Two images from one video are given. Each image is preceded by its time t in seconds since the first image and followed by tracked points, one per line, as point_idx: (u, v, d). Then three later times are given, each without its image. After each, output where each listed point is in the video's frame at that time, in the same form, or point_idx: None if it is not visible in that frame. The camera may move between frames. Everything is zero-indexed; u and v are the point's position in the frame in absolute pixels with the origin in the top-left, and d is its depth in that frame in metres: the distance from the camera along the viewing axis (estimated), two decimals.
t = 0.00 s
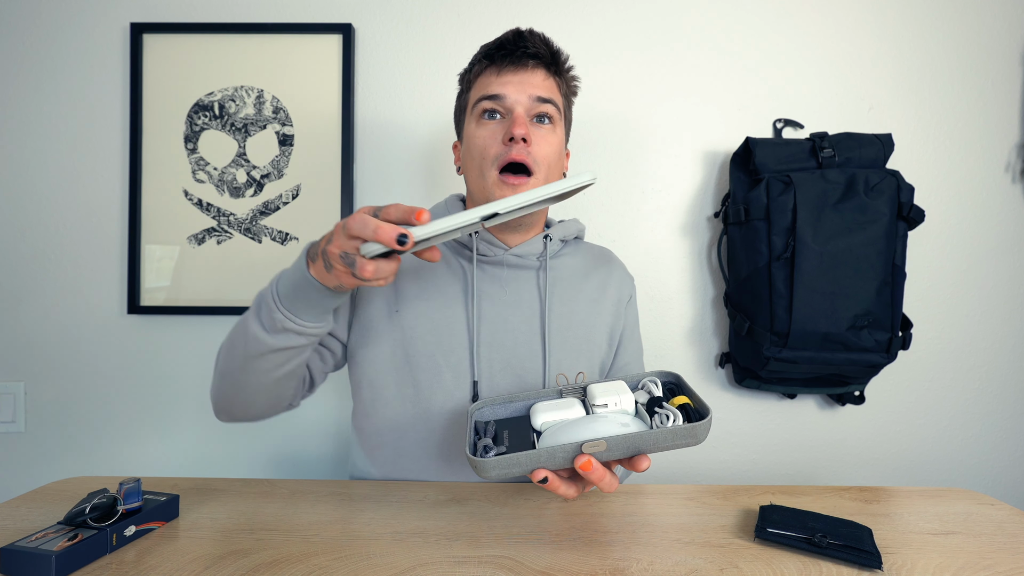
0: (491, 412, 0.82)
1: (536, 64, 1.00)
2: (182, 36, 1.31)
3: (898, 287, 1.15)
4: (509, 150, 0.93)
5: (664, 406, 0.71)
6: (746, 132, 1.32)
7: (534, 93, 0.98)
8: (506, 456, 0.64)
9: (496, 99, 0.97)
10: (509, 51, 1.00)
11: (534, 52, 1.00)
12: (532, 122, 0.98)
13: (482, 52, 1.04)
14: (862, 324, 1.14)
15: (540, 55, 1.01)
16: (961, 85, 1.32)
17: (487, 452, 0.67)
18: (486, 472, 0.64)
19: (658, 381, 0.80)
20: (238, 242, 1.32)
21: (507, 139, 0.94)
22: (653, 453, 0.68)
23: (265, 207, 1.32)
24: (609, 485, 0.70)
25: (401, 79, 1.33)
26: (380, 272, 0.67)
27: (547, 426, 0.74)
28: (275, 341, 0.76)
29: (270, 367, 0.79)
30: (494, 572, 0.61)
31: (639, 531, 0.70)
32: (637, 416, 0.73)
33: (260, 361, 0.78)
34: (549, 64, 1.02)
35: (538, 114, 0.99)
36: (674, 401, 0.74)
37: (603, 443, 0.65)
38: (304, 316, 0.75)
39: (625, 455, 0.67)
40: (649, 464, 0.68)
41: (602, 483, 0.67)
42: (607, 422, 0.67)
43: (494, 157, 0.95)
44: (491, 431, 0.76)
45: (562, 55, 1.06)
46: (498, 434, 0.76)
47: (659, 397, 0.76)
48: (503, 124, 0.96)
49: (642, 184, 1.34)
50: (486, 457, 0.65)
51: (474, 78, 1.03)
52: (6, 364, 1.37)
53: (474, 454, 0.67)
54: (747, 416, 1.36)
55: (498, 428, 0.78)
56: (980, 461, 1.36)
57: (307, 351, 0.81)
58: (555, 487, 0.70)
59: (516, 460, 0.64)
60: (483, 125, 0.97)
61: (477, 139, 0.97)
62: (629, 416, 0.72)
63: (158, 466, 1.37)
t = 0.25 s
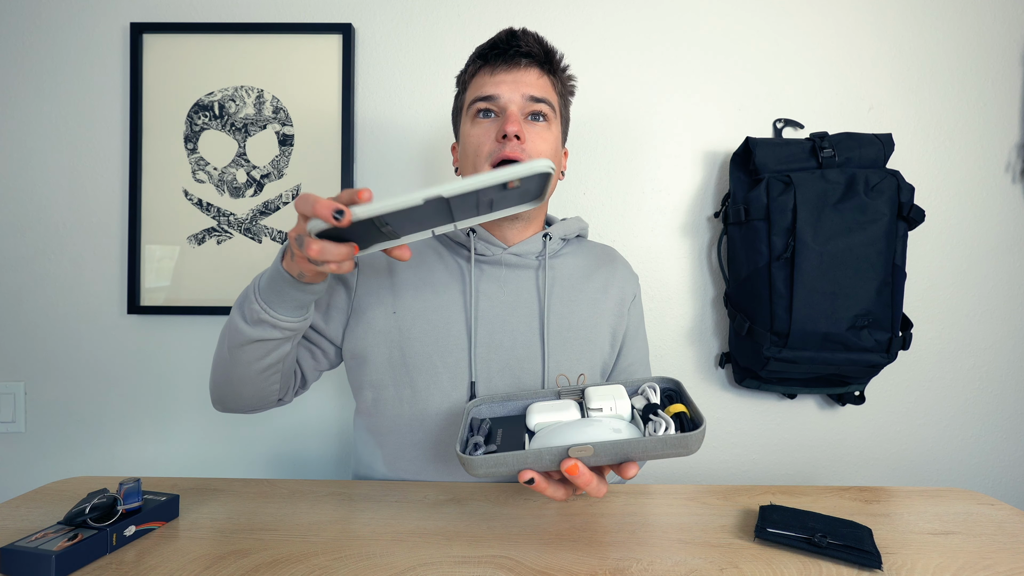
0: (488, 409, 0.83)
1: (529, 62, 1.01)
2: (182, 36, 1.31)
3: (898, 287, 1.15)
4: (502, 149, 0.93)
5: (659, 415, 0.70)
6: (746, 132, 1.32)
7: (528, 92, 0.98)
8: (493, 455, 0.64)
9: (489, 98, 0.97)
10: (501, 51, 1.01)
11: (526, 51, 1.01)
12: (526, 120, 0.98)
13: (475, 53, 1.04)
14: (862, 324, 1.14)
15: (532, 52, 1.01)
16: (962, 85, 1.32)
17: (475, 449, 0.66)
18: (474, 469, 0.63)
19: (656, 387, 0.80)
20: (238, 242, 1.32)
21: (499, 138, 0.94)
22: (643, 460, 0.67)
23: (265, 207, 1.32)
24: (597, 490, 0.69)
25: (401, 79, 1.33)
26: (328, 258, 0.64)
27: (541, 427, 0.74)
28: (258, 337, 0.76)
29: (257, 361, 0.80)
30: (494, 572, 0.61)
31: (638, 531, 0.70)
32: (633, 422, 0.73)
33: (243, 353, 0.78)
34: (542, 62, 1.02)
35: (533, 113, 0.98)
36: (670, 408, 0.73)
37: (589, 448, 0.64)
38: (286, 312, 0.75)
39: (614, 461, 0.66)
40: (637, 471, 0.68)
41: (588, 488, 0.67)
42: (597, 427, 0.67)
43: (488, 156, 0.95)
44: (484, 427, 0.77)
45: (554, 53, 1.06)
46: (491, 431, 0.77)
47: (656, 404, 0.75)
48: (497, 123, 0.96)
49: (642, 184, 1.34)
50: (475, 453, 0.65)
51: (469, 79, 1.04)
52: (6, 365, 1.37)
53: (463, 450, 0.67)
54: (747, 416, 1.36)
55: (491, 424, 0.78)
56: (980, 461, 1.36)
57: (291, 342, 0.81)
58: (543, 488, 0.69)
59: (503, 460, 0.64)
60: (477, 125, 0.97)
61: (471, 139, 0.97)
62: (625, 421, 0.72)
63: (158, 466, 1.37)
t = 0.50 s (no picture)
0: (493, 401, 0.83)
1: (536, 66, 1.00)
2: (182, 36, 1.31)
3: (898, 287, 1.15)
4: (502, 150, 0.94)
5: (661, 420, 0.70)
6: (746, 132, 1.32)
7: (531, 96, 0.98)
8: (491, 443, 0.64)
9: (493, 99, 0.98)
10: (508, 51, 1.01)
11: (534, 54, 1.00)
12: (528, 123, 0.98)
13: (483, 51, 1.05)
14: (861, 324, 1.14)
15: (540, 56, 1.01)
16: (962, 85, 1.32)
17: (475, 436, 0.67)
18: (471, 455, 0.65)
19: (661, 393, 0.79)
20: (238, 242, 1.32)
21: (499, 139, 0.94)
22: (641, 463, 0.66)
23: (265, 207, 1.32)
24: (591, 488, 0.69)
25: (401, 79, 1.33)
26: (281, 214, 0.71)
27: (542, 422, 0.74)
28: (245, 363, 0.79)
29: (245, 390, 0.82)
30: (494, 572, 0.61)
31: (638, 531, 0.70)
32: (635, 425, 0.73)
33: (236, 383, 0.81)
34: (549, 67, 1.02)
35: (535, 117, 0.99)
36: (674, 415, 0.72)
37: (586, 445, 0.64)
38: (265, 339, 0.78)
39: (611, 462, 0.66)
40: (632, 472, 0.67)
41: (582, 485, 0.67)
42: (597, 427, 0.67)
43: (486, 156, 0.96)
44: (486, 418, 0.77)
45: (564, 62, 1.06)
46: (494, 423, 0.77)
47: (660, 409, 0.74)
48: (499, 124, 0.97)
49: (642, 185, 1.34)
50: (473, 441, 0.66)
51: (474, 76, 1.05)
52: (6, 364, 1.37)
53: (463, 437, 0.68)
54: (747, 416, 1.36)
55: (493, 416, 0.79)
56: (980, 461, 1.36)
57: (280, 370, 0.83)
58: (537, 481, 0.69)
59: (501, 449, 0.64)
60: (480, 124, 0.98)
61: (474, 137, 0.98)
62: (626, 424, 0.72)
63: (158, 466, 1.37)
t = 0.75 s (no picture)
0: (503, 394, 0.84)
1: (535, 80, 1.00)
2: (181, 36, 1.31)
3: (898, 287, 1.15)
4: (501, 167, 0.95)
5: (667, 428, 0.70)
6: (746, 132, 1.32)
7: (531, 112, 0.99)
8: (495, 431, 0.66)
9: (491, 113, 0.98)
10: (507, 63, 1.00)
11: (534, 67, 1.00)
12: (526, 138, 0.99)
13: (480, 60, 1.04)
14: (862, 324, 1.14)
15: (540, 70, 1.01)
16: (961, 84, 1.32)
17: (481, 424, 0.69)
18: (475, 440, 0.66)
19: (670, 403, 0.78)
20: (238, 242, 1.32)
21: (499, 156, 0.95)
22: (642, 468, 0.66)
23: (265, 207, 1.32)
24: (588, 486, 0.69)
25: (401, 79, 1.33)
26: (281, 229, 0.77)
27: (549, 417, 0.74)
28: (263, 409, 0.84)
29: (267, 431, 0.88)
30: (494, 571, 0.61)
31: (639, 531, 0.70)
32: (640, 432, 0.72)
33: (258, 427, 0.86)
34: (548, 80, 1.02)
35: (534, 132, 0.99)
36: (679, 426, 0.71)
37: (589, 443, 0.64)
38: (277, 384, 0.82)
39: (612, 463, 0.66)
40: (631, 474, 0.67)
41: (580, 482, 0.67)
42: (601, 428, 0.67)
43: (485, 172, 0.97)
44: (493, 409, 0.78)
45: (563, 72, 1.06)
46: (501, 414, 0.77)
47: (666, 417, 0.74)
48: (499, 140, 0.97)
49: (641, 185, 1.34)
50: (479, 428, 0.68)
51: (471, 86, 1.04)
52: (6, 364, 1.37)
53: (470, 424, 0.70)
54: (747, 416, 1.36)
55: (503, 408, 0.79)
56: (980, 461, 1.36)
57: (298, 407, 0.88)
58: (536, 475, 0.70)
59: (504, 437, 0.66)
60: (479, 139, 0.98)
61: (472, 151, 0.98)
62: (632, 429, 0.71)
63: (158, 466, 1.37)
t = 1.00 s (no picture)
0: (502, 394, 0.83)
1: (518, 69, 1.01)
2: (181, 36, 1.31)
3: (898, 287, 1.15)
4: (491, 155, 0.95)
5: (664, 426, 0.70)
6: (746, 132, 1.32)
7: (516, 99, 0.99)
8: (490, 427, 0.66)
9: (477, 104, 0.98)
10: (490, 55, 1.01)
11: (516, 57, 1.01)
12: (514, 126, 0.99)
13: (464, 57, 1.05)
14: (862, 324, 1.14)
15: (522, 59, 1.01)
16: (961, 84, 1.32)
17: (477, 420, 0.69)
18: (470, 437, 0.66)
19: (669, 403, 0.77)
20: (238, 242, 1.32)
21: (488, 144, 0.95)
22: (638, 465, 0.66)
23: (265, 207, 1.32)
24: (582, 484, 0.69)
25: (401, 78, 1.33)
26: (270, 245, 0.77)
27: (546, 416, 0.74)
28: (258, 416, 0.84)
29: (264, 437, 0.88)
30: (494, 571, 0.61)
31: (639, 531, 0.70)
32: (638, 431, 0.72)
33: (254, 431, 0.86)
34: (531, 69, 1.03)
35: (521, 119, 0.99)
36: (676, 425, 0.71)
37: (584, 439, 0.64)
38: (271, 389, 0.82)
39: (608, 460, 0.66)
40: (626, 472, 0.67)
41: (575, 479, 0.67)
42: (597, 426, 0.67)
43: (476, 162, 0.97)
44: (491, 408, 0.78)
45: (544, 62, 1.06)
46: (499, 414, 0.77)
47: (664, 417, 0.74)
48: (486, 129, 0.97)
49: (641, 185, 1.34)
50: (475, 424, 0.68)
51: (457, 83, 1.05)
52: (6, 364, 1.37)
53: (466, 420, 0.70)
54: (747, 416, 1.36)
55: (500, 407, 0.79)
56: (980, 461, 1.36)
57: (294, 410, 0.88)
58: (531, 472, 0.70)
59: (499, 433, 0.66)
60: (466, 130, 0.98)
61: (461, 143, 0.98)
62: (629, 428, 0.71)
63: (158, 466, 1.37)
